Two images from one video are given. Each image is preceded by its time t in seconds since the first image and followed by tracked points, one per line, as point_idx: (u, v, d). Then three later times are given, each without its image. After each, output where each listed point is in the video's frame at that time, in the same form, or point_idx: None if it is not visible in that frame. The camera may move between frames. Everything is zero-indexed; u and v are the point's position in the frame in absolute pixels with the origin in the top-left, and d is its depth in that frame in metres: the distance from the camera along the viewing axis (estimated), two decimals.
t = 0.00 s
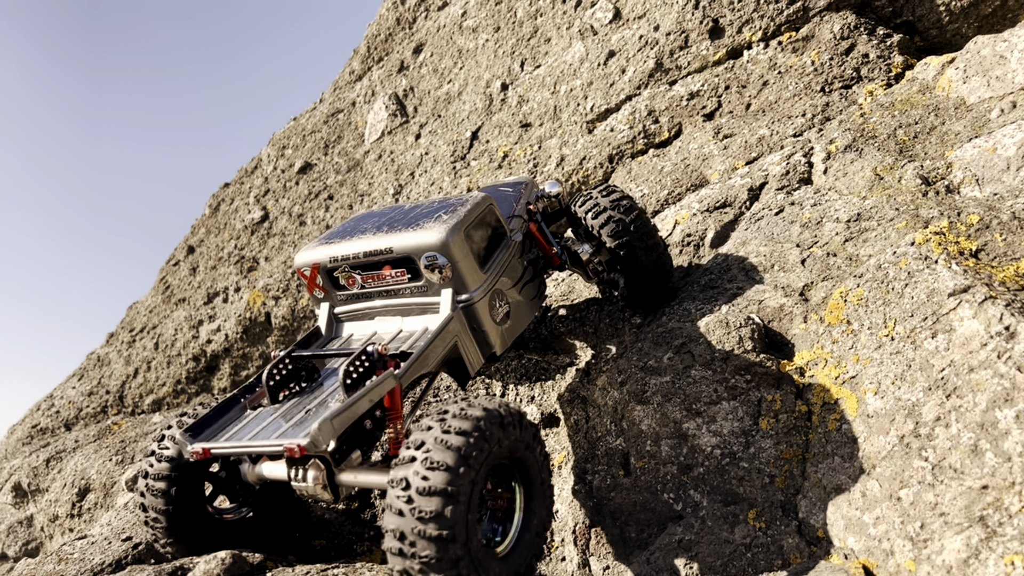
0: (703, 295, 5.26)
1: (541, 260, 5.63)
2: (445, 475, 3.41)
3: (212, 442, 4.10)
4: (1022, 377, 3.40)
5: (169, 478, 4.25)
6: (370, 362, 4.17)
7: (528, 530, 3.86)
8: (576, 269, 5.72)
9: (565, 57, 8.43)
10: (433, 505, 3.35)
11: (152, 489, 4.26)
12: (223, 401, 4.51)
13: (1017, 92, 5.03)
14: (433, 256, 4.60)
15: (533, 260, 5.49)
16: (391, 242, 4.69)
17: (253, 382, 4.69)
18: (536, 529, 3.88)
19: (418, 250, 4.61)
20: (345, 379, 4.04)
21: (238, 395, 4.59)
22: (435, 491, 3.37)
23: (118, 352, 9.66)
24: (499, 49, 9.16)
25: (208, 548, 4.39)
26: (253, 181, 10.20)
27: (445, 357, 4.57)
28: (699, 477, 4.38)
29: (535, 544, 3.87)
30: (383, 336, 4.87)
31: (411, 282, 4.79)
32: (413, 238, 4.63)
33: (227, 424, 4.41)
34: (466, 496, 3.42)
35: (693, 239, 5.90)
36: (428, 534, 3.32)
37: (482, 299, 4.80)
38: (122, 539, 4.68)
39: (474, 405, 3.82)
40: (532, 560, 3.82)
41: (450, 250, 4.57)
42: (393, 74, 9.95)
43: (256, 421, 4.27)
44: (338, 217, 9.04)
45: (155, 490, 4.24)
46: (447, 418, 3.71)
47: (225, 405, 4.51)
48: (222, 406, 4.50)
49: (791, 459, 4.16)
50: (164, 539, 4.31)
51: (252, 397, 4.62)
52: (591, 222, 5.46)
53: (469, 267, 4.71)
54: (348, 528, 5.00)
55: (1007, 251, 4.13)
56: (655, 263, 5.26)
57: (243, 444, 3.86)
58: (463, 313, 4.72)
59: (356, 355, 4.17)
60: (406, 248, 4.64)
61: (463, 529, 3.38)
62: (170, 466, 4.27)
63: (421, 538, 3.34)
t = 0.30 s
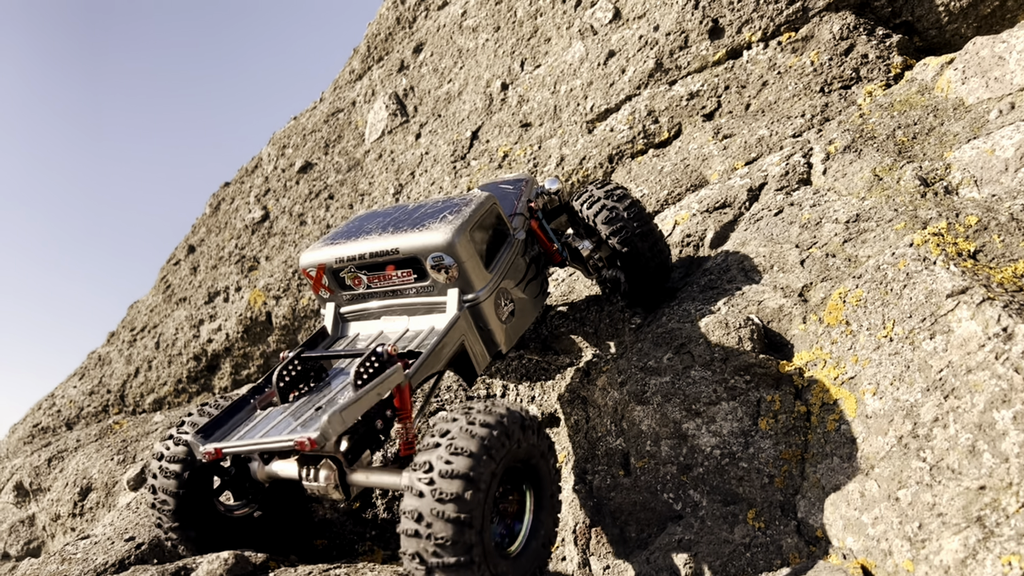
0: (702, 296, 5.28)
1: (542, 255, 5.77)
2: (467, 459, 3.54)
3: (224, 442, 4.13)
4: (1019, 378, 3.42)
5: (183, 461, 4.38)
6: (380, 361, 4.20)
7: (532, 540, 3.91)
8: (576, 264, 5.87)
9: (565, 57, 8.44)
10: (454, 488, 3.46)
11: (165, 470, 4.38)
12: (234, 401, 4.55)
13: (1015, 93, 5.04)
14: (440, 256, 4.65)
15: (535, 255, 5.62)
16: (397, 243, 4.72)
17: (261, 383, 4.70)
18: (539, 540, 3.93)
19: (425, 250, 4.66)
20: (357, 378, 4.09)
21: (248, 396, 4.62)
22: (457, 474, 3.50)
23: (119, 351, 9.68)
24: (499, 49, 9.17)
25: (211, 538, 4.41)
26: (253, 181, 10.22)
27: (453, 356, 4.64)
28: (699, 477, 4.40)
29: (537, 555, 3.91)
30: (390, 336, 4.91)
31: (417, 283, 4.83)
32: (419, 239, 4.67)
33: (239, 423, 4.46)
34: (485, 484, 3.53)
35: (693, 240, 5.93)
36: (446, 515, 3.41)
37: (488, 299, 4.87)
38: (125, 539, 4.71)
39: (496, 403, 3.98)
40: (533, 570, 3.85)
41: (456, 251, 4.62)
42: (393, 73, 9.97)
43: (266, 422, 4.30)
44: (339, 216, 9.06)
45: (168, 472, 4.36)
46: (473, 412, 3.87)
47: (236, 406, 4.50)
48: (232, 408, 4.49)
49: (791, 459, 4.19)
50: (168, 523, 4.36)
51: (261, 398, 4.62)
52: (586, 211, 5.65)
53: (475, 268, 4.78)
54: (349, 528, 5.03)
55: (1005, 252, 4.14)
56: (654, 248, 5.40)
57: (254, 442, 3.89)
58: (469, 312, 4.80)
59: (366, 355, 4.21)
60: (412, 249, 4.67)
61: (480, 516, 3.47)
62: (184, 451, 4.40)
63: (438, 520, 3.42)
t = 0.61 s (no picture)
0: (699, 298, 5.29)
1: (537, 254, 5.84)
2: (483, 451, 3.63)
3: (230, 450, 4.21)
4: (1015, 381, 3.44)
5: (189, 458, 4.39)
6: (385, 365, 4.17)
7: (534, 549, 3.91)
8: (571, 261, 5.95)
9: (562, 59, 8.45)
10: (469, 476, 3.54)
11: (172, 462, 4.40)
12: (237, 407, 4.50)
13: (1010, 96, 5.06)
14: (440, 259, 4.65)
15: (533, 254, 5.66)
16: (398, 245, 4.71)
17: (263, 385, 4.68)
18: (541, 550, 3.94)
19: (426, 253, 4.65)
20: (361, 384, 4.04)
21: (250, 401, 4.58)
22: (473, 463, 3.58)
23: (116, 354, 9.66)
24: (496, 51, 9.18)
25: (208, 536, 4.43)
26: (250, 183, 10.21)
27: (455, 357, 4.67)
28: (696, 480, 4.41)
29: (538, 564, 3.90)
30: (391, 338, 4.94)
31: (418, 285, 4.83)
32: (419, 242, 4.66)
33: (242, 429, 4.43)
34: (498, 478, 3.61)
35: (690, 242, 5.96)
36: (459, 502, 3.47)
37: (489, 301, 4.89)
38: (122, 543, 4.71)
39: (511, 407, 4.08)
40: None
41: (457, 253, 4.63)
42: (390, 75, 9.97)
43: (271, 429, 4.32)
44: (336, 218, 9.05)
45: (175, 465, 4.39)
46: (490, 413, 3.97)
47: (239, 411, 4.48)
48: (235, 413, 4.45)
49: (787, 462, 4.19)
50: (169, 515, 4.39)
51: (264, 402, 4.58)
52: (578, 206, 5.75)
53: (476, 270, 4.79)
54: (347, 531, 5.05)
55: (1001, 255, 4.16)
56: (642, 234, 5.49)
57: (263, 453, 3.99)
58: (471, 314, 4.81)
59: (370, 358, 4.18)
60: (413, 252, 4.67)
61: (491, 506, 3.53)
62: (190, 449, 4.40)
63: (451, 506, 3.48)
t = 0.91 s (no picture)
0: (699, 298, 5.29)
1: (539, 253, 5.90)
2: (495, 446, 3.69)
3: (236, 450, 4.18)
4: (1015, 384, 3.43)
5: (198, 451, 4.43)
6: (391, 367, 4.13)
7: (536, 555, 3.91)
8: (572, 259, 5.98)
9: (563, 59, 8.44)
10: (481, 469, 3.60)
11: (182, 452, 4.45)
12: (243, 407, 4.51)
13: (1012, 97, 5.05)
14: (446, 261, 4.65)
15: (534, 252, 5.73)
16: (402, 247, 4.70)
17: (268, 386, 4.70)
18: (543, 556, 3.94)
19: (431, 255, 4.65)
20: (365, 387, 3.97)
21: (256, 401, 4.58)
22: (486, 457, 3.64)
23: (118, 352, 9.68)
24: (497, 51, 9.17)
25: (209, 530, 4.42)
26: (252, 182, 10.22)
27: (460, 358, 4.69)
28: (696, 481, 4.42)
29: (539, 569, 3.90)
30: (394, 338, 4.95)
31: (423, 286, 4.85)
32: (424, 244, 4.65)
33: (248, 428, 4.44)
34: (509, 474, 3.66)
35: (691, 243, 5.97)
36: (470, 494, 3.52)
37: (493, 302, 4.91)
38: (124, 544, 4.72)
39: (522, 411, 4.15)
40: None
41: (462, 255, 4.63)
42: (391, 75, 9.97)
43: (276, 429, 4.30)
44: (337, 218, 9.05)
45: (185, 455, 4.43)
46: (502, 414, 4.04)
47: (244, 412, 4.49)
48: (241, 413, 4.47)
49: (788, 464, 4.20)
50: (173, 505, 4.39)
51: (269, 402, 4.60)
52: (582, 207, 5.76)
53: (481, 272, 4.79)
54: (347, 533, 5.05)
55: (1002, 256, 4.16)
56: (636, 221, 5.53)
57: (269, 451, 3.97)
58: (475, 316, 4.83)
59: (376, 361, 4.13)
60: (418, 253, 4.66)
61: (501, 501, 3.57)
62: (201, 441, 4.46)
63: (462, 498, 3.53)
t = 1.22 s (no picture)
0: (702, 301, 5.29)
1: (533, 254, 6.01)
2: (513, 441, 3.79)
3: (242, 458, 4.17)
4: (1019, 387, 3.43)
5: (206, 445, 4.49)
6: (396, 371, 4.19)
7: (542, 563, 3.88)
8: (565, 260, 6.11)
9: (564, 62, 8.45)
10: (499, 462, 3.68)
11: (189, 449, 4.49)
12: (244, 415, 4.49)
13: (1014, 100, 5.05)
14: (445, 263, 4.67)
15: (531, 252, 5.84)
16: (401, 250, 4.71)
17: (269, 393, 4.67)
18: (549, 564, 3.90)
19: (430, 258, 4.66)
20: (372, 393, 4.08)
21: (258, 408, 4.57)
22: (504, 450, 3.73)
23: (119, 355, 9.68)
24: (498, 53, 9.18)
25: (209, 530, 4.40)
26: (253, 185, 10.23)
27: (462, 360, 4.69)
28: (699, 484, 4.41)
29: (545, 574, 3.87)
30: (395, 342, 4.95)
31: (422, 289, 4.85)
32: (424, 246, 4.67)
33: (252, 437, 4.43)
34: (525, 469, 3.74)
35: (693, 245, 5.97)
36: (488, 485, 3.59)
37: (493, 303, 4.91)
38: (125, 547, 4.71)
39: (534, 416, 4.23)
40: None
41: (462, 257, 4.65)
42: (393, 78, 9.98)
43: (281, 436, 4.31)
44: (339, 220, 9.06)
45: (191, 453, 4.47)
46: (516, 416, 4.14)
47: (248, 419, 4.48)
48: (244, 421, 4.46)
49: (791, 466, 4.19)
50: (174, 502, 4.38)
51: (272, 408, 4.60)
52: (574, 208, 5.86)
53: (480, 273, 4.81)
54: (349, 535, 5.06)
55: (1005, 258, 4.15)
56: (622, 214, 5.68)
57: (278, 460, 3.95)
58: (475, 317, 4.83)
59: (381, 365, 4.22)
60: (418, 256, 4.67)
61: (517, 495, 3.64)
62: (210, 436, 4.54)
63: (479, 489, 3.59)
